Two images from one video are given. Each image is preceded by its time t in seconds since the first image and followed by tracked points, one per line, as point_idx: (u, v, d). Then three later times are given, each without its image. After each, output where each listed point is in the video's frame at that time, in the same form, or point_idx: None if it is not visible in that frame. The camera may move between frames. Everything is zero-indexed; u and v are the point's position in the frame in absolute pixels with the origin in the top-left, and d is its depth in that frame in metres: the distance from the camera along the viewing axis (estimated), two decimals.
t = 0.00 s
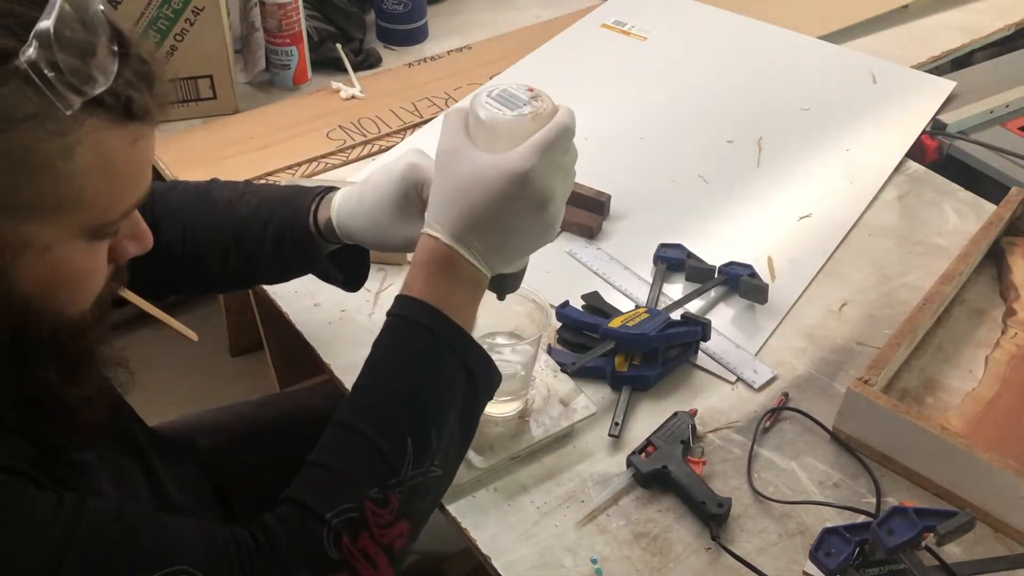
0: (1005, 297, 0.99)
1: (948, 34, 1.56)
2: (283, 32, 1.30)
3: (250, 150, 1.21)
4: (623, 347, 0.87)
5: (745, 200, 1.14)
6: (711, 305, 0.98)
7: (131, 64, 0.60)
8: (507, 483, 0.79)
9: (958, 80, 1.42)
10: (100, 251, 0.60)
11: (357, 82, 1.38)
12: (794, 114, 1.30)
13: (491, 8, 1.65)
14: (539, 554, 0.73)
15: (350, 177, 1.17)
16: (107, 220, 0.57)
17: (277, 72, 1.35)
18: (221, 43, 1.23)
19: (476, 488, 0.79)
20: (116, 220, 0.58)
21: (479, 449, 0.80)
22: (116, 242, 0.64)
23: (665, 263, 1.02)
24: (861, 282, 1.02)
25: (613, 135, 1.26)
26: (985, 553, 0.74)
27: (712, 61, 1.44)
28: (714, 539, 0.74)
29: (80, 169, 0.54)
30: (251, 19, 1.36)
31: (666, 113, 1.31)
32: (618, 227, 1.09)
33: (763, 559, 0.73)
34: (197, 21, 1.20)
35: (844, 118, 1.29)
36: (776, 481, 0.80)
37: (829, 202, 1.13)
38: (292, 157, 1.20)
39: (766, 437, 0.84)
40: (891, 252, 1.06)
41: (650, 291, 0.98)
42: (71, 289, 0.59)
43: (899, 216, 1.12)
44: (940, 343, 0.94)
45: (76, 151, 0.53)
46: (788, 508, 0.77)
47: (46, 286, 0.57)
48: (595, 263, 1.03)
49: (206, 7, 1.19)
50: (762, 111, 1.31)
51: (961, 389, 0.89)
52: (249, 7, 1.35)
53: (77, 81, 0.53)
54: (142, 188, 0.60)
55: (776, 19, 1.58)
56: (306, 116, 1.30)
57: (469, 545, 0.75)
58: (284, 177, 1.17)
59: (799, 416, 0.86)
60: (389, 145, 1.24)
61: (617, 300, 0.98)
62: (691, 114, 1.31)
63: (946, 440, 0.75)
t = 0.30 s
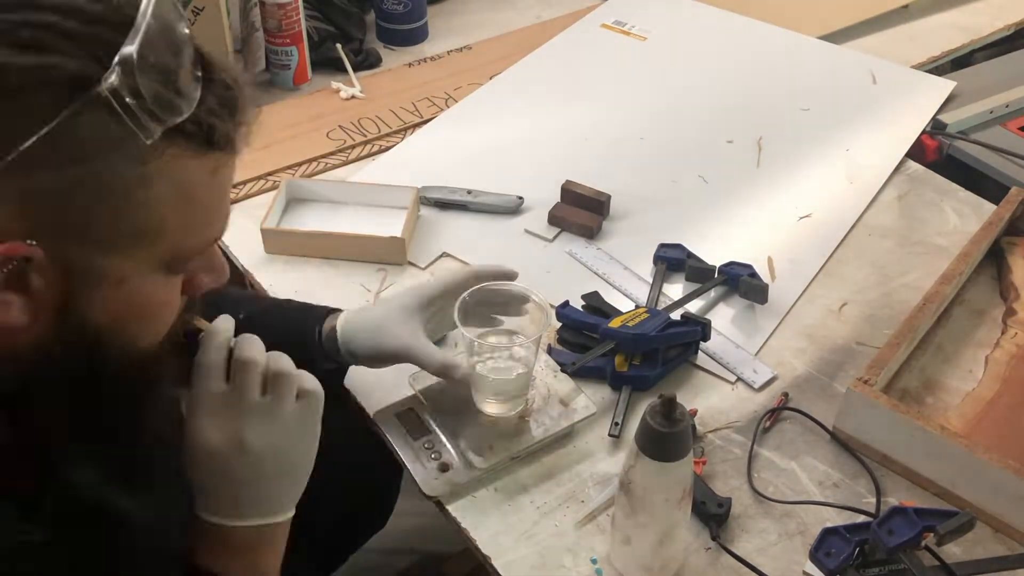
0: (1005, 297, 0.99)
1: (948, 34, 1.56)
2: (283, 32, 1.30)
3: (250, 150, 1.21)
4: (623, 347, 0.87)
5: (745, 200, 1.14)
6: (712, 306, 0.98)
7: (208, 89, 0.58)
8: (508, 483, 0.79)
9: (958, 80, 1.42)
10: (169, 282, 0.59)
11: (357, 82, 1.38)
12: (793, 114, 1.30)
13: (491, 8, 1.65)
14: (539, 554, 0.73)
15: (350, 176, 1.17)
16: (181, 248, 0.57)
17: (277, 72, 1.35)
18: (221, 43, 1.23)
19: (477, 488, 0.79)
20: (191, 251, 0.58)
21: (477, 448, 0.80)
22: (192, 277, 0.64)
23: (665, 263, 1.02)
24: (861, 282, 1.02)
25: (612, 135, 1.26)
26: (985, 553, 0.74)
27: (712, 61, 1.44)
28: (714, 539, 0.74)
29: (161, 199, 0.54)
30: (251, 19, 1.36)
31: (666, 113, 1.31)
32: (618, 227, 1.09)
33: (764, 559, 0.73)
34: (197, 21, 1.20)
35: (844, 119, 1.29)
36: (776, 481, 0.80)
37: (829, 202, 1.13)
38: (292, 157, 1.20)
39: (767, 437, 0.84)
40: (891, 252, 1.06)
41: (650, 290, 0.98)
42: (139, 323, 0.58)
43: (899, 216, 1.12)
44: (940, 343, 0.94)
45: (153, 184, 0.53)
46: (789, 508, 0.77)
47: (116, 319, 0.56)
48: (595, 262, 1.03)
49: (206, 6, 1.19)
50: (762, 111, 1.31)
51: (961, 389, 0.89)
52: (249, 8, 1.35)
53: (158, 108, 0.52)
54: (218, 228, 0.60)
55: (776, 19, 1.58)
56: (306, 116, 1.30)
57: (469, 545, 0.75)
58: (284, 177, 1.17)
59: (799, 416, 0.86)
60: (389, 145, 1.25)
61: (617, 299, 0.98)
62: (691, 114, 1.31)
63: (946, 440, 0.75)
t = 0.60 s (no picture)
0: (1006, 297, 0.99)
1: (947, 34, 1.56)
2: (283, 32, 1.31)
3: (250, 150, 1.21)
4: (623, 348, 0.87)
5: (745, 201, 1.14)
6: (711, 306, 0.98)
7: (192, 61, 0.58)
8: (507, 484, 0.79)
9: (958, 80, 1.42)
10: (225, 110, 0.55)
11: (357, 82, 1.38)
12: (794, 114, 1.30)
13: (491, 8, 1.65)
14: (539, 555, 0.73)
15: (350, 176, 1.17)
16: (236, 68, 0.52)
17: (277, 72, 1.36)
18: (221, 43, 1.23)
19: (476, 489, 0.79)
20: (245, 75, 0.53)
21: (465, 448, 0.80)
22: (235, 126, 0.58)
23: (665, 263, 1.02)
24: (860, 282, 1.02)
25: (612, 136, 1.26)
26: (985, 553, 0.74)
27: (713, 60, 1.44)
28: (714, 539, 0.74)
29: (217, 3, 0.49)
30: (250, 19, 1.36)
31: (666, 113, 1.31)
32: (618, 227, 1.09)
33: (763, 559, 0.73)
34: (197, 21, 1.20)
35: (844, 119, 1.29)
36: (776, 481, 0.80)
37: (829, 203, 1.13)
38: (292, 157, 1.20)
39: (766, 438, 0.84)
40: (892, 252, 1.06)
41: (650, 291, 0.98)
42: (198, 138, 0.53)
43: (900, 217, 1.12)
44: (939, 343, 0.94)
45: None
46: (788, 508, 0.77)
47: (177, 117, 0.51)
48: (595, 263, 1.03)
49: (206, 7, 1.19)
50: (762, 111, 1.31)
51: (961, 389, 0.89)
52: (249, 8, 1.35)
53: None
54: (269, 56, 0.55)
55: (776, 18, 1.58)
56: (306, 116, 1.30)
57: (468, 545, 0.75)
58: (284, 177, 1.17)
59: (799, 416, 0.86)
60: (389, 145, 1.25)
61: (617, 300, 0.98)
62: (691, 114, 1.31)
63: (946, 440, 0.75)
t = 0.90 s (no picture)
0: (1005, 297, 0.99)
1: (947, 34, 1.56)
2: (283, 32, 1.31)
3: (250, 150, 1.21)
4: (623, 347, 0.87)
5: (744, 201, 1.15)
6: (711, 306, 0.98)
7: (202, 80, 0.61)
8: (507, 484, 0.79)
9: (958, 80, 1.42)
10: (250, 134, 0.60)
11: (357, 82, 1.38)
12: (794, 114, 1.30)
13: (491, 8, 1.65)
14: (540, 555, 0.73)
15: (350, 176, 1.17)
16: (249, 95, 0.56)
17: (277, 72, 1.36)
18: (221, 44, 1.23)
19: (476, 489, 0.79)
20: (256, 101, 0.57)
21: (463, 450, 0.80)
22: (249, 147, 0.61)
23: (665, 263, 1.02)
24: (861, 282, 1.02)
25: (612, 136, 1.26)
26: (985, 553, 0.74)
27: (713, 61, 1.44)
28: (713, 539, 0.75)
29: (230, 37, 0.53)
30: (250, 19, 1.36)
31: (666, 113, 1.31)
32: (618, 227, 1.10)
33: (763, 559, 0.73)
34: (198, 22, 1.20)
35: (844, 119, 1.29)
36: (776, 481, 0.80)
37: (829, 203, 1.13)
38: (292, 157, 1.20)
39: (766, 438, 0.84)
40: (891, 253, 1.06)
41: (650, 291, 0.98)
42: (207, 165, 0.57)
43: (899, 217, 1.12)
44: (939, 343, 0.94)
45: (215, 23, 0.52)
46: (788, 508, 0.78)
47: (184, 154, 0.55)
48: (595, 263, 1.03)
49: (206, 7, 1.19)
50: (762, 111, 1.31)
51: (961, 389, 0.89)
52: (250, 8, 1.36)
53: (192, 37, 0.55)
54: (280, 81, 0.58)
55: (775, 18, 1.58)
56: (306, 116, 1.30)
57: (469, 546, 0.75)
58: (284, 177, 1.17)
59: (798, 416, 0.86)
60: (389, 145, 1.25)
61: (617, 300, 0.99)
62: (691, 114, 1.31)
63: (946, 440, 0.75)
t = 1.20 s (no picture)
0: (1005, 297, 0.99)
1: (947, 34, 1.56)
2: (283, 32, 1.31)
3: (250, 150, 1.21)
4: (623, 348, 0.87)
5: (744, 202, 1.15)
6: (711, 306, 0.98)
7: (200, 78, 0.61)
8: (508, 484, 0.79)
9: (957, 80, 1.42)
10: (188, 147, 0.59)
11: (357, 82, 1.38)
12: (793, 114, 1.30)
13: (491, 8, 1.65)
14: (540, 555, 0.73)
15: (350, 176, 1.17)
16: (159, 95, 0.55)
17: (278, 72, 1.36)
18: (221, 44, 1.23)
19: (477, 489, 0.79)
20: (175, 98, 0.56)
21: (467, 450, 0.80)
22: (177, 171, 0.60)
23: (665, 263, 1.02)
24: (861, 282, 1.02)
25: (612, 136, 1.26)
26: (985, 552, 0.74)
27: (712, 61, 1.44)
28: (713, 539, 0.75)
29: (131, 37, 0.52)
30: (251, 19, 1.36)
31: (665, 113, 1.31)
32: (618, 227, 1.09)
33: (764, 559, 0.73)
34: (198, 22, 1.20)
35: (844, 119, 1.29)
36: (776, 481, 0.80)
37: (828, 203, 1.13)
38: (293, 157, 1.20)
39: (766, 438, 0.84)
40: (891, 253, 1.06)
41: (650, 291, 0.98)
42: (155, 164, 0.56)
43: (899, 217, 1.12)
44: (939, 343, 0.94)
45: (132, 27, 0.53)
46: (788, 508, 0.78)
47: (61, 223, 0.54)
48: (595, 263, 1.03)
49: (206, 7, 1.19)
50: (762, 111, 1.31)
51: (962, 389, 0.89)
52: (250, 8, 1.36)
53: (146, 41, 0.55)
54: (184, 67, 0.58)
55: (775, 18, 1.58)
56: (306, 116, 1.30)
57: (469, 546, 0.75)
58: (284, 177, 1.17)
59: (799, 416, 0.86)
60: (390, 145, 1.25)
61: (617, 300, 0.99)
62: (690, 114, 1.31)
63: (945, 440, 0.75)
